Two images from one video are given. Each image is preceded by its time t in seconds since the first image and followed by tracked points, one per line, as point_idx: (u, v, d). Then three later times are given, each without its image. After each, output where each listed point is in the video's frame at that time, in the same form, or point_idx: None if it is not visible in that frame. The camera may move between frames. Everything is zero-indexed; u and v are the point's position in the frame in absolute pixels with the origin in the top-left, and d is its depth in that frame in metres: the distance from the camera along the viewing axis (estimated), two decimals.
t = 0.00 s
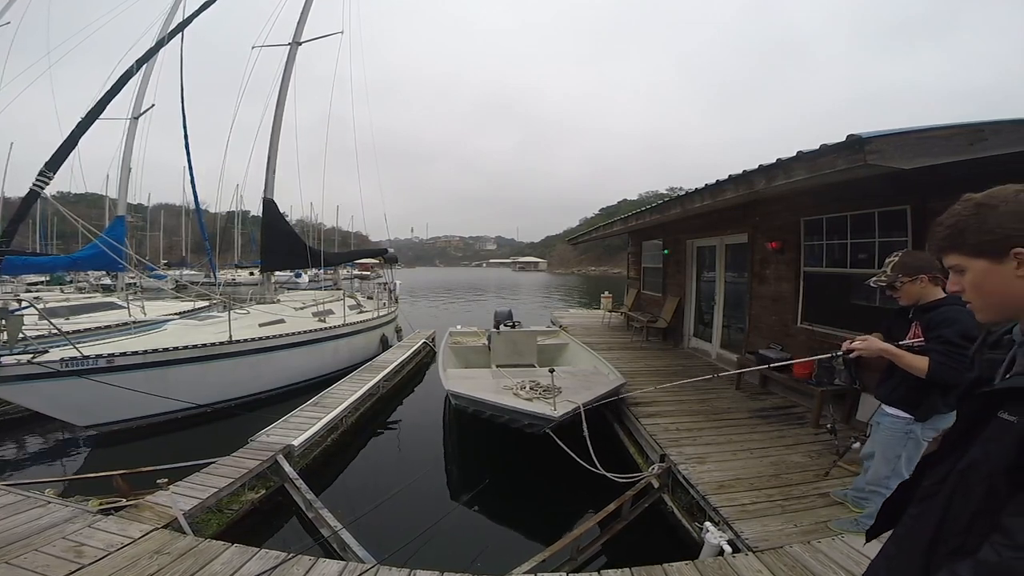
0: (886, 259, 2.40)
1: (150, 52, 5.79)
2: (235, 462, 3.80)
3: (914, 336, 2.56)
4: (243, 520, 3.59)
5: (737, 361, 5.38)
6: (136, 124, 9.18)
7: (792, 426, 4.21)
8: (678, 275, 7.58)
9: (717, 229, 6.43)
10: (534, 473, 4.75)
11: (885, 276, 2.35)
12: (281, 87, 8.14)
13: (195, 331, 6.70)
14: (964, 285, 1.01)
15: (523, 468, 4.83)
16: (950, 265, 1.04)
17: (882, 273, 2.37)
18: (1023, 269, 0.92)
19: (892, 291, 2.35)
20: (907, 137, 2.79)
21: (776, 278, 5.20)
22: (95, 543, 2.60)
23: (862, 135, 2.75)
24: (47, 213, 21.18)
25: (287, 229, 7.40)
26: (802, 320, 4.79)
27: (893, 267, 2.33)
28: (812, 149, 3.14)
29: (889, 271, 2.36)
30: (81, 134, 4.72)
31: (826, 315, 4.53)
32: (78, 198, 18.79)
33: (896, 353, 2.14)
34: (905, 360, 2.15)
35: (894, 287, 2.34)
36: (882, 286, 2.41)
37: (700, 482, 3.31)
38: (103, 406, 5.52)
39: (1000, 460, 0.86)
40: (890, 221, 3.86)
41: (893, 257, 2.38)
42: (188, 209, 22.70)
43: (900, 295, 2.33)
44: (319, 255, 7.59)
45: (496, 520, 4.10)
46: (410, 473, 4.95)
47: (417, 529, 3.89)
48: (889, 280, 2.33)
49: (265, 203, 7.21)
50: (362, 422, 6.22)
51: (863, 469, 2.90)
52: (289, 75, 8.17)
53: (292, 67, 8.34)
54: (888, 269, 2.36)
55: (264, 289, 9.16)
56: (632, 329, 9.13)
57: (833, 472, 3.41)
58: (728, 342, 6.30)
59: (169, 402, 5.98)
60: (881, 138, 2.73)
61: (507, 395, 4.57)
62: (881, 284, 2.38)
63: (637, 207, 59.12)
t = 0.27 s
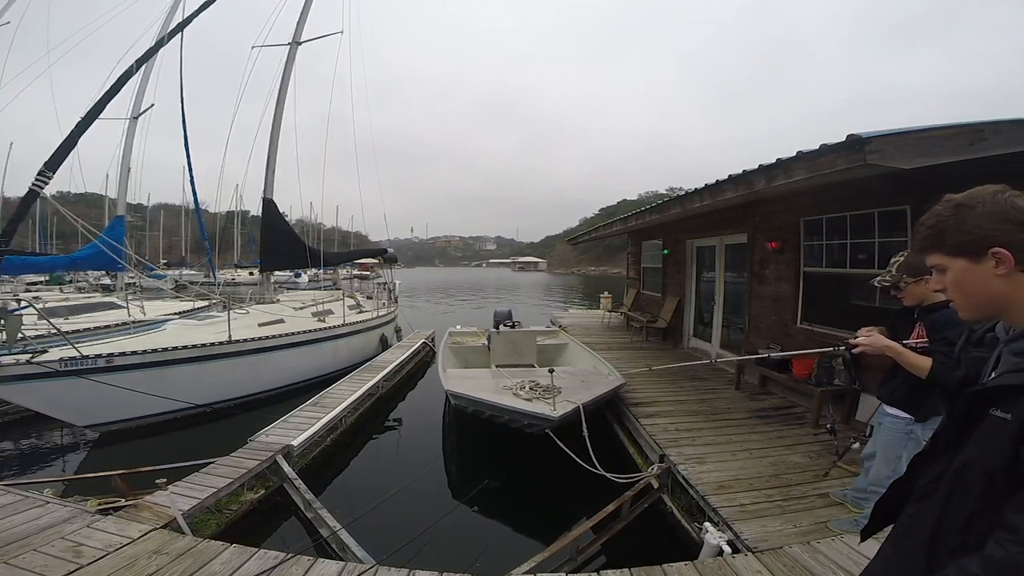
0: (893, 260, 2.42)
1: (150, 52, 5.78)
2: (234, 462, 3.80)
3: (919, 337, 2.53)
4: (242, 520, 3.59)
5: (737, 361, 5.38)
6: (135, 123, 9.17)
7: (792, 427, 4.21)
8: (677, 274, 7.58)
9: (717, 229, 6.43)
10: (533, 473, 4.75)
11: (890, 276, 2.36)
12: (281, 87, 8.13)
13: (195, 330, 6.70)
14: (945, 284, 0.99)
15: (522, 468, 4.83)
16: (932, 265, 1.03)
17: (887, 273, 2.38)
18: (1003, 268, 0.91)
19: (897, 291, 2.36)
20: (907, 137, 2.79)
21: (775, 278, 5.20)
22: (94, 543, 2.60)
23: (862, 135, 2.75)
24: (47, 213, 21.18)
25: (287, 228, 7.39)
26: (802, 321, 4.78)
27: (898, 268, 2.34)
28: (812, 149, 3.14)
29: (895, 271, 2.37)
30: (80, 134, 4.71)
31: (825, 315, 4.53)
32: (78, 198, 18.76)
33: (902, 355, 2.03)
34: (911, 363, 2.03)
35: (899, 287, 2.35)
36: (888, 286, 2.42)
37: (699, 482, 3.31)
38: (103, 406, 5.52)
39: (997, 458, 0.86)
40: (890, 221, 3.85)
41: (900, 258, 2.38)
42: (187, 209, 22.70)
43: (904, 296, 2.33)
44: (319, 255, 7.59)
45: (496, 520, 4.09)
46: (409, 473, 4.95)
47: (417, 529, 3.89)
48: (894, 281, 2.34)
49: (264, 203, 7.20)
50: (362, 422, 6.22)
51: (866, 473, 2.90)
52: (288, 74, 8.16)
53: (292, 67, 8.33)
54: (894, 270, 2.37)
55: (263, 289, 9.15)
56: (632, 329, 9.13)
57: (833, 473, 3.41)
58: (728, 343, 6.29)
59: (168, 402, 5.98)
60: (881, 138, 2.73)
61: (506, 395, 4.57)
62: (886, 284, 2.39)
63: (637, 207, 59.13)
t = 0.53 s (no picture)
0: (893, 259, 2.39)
1: (149, 51, 5.78)
2: (233, 463, 3.80)
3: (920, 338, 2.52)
4: (241, 520, 3.59)
5: (737, 361, 5.37)
6: (135, 123, 9.17)
7: (792, 427, 4.20)
8: (677, 274, 7.58)
9: (717, 229, 6.42)
10: (533, 473, 4.75)
11: (890, 276, 2.35)
12: (281, 87, 8.13)
13: (195, 330, 6.70)
14: (955, 282, 0.99)
15: (522, 468, 4.83)
16: (942, 264, 1.03)
17: (887, 273, 2.36)
18: (1011, 268, 0.90)
19: (897, 291, 2.34)
20: (907, 137, 2.79)
21: (775, 278, 5.20)
22: (93, 543, 2.59)
23: (862, 135, 2.74)
24: (47, 213, 21.21)
25: (286, 228, 7.39)
26: (802, 321, 4.78)
27: (898, 268, 2.32)
28: (813, 149, 3.14)
29: (895, 271, 2.35)
30: (80, 133, 4.71)
31: (825, 315, 4.52)
32: (78, 198, 18.76)
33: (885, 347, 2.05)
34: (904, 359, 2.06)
35: (899, 288, 2.33)
36: (888, 286, 2.40)
37: (699, 483, 3.31)
38: (103, 406, 5.53)
39: (1007, 456, 0.85)
40: (890, 221, 3.85)
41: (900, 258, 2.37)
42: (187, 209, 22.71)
43: (905, 296, 2.32)
44: (319, 254, 7.59)
45: (495, 520, 4.09)
46: (409, 473, 4.95)
47: (416, 529, 3.88)
48: (894, 281, 2.33)
49: (264, 203, 7.20)
50: (361, 422, 6.22)
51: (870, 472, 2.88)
52: (288, 74, 8.16)
53: (291, 67, 8.33)
54: (894, 270, 2.35)
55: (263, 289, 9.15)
56: (632, 329, 9.12)
57: (833, 473, 3.41)
58: (727, 343, 6.29)
59: (167, 402, 5.98)
60: (881, 138, 2.73)
61: (506, 395, 4.57)
62: (886, 284, 2.38)
63: (637, 207, 59.12)
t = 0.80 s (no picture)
0: (892, 260, 2.40)
1: (149, 51, 5.78)
2: (232, 463, 3.79)
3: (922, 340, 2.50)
4: (239, 520, 3.59)
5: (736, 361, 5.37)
6: (134, 123, 9.17)
7: (792, 427, 4.20)
8: (677, 274, 7.57)
9: (716, 229, 6.42)
10: (533, 473, 4.75)
11: (891, 276, 2.35)
12: (280, 87, 8.13)
13: (194, 330, 6.70)
14: (980, 284, 0.99)
15: (522, 468, 4.82)
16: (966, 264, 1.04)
17: (888, 274, 2.36)
18: None
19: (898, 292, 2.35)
20: (907, 137, 2.78)
21: (775, 278, 5.19)
22: (92, 543, 2.59)
23: (862, 135, 2.74)
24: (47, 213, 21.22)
25: (286, 228, 7.39)
26: (802, 321, 4.77)
27: (899, 268, 2.33)
28: (813, 149, 3.13)
29: (895, 271, 2.36)
30: (79, 133, 4.71)
31: (825, 315, 4.52)
32: (78, 198, 18.77)
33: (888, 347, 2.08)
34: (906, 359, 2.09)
35: (901, 288, 2.34)
36: (888, 286, 2.41)
37: (699, 483, 3.30)
38: (103, 406, 5.53)
39: None
40: (889, 221, 3.85)
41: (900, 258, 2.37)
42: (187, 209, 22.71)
43: (905, 296, 2.33)
44: (319, 255, 7.59)
45: (495, 520, 4.09)
46: (409, 473, 4.94)
47: (416, 529, 3.88)
48: (895, 281, 2.33)
49: (263, 203, 7.20)
50: (361, 422, 6.21)
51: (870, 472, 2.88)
52: (287, 74, 8.15)
53: (291, 67, 8.33)
54: (895, 270, 2.35)
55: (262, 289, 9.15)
56: (632, 329, 9.12)
57: (832, 473, 3.40)
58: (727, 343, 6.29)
59: (167, 402, 5.98)
60: (881, 137, 2.72)
61: (506, 395, 4.57)
62: (886, 284, 2.38)
63: (637, 207, 59.12)
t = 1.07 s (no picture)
0: (902, 259, 2.38)
1: (148, 51, 5.78)
2: (231, 463, 3.79)
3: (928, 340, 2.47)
4: (238, 520, 3.59)
5: (736, 361, 5.36)
6: (134, 123, 9.17)
7: (791, 427, 4.20)
8: (677, 274, 7.57)
9: (716, 229, 6.41)
10: (534, 473, 4.74)
11: (901, 275, 2.33)
12: (280, 87, 8.13)
13: (194, 330, 6.70)
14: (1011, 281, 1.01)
15: (521, 468, 4.83)
16: (1004, 259, 1.03)
17: (898, 272, 2.35)
18: None
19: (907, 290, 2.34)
20: (907, 137, 2.78)
21: (775, 278, 5.19)
22: (90, 544, 2.59)
23: (862, 134, 2.74)
24: (46, 214, 21.26)
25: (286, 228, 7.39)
26: (801, 321, 4.77)
27: (910, 267, 2.31)
28: (812, 149, 3.13)
29: (905, 270, 2.34)
30: (78, 133, 4.71)
31: (825, 316, 4.52)
32: (78, 198, 18.83)
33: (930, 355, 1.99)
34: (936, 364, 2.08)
35: (910, 287, 2.32)
36: (897, 285, 2.39)
37: (699, 483, 3.30)
38: (103, 406, 5.53)
39: None
40: (889, 221, 3.84)
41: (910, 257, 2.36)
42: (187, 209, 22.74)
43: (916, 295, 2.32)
44: (318, 255, 7.58)
45: (495, 519, 4.09)
46: (409, 472, 4.95)
47: (416, 529, 3.87)
48: (906, 280, 2.31)
49: (263, 203, 7.20)
50: (360, 422, 6.21)
51: (874, 473, 2.83)
52: (287, 74, 8.15)
53: (290, 67, 8.33)
54: (905, 269, 2.33)
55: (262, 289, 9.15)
56: (631, 329, 9.11)
57: (832, 473, 3.40)
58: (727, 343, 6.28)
59: (166, 402, 5.98)
60: (880, 137, 2.72)
61: (506, 395, 4.57)
62: (896, 283, 2.36)
63: (637, 207, 59.15)
